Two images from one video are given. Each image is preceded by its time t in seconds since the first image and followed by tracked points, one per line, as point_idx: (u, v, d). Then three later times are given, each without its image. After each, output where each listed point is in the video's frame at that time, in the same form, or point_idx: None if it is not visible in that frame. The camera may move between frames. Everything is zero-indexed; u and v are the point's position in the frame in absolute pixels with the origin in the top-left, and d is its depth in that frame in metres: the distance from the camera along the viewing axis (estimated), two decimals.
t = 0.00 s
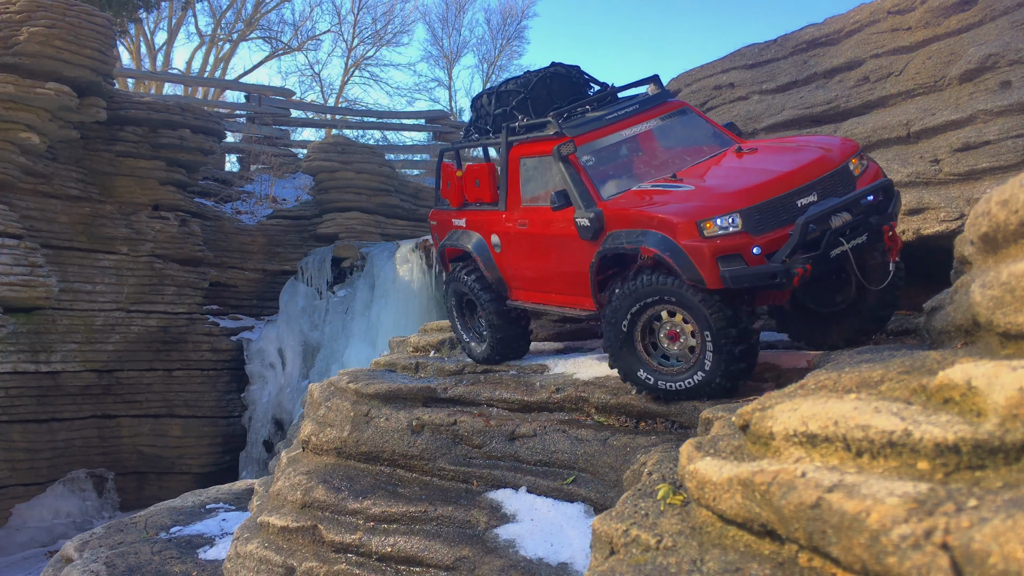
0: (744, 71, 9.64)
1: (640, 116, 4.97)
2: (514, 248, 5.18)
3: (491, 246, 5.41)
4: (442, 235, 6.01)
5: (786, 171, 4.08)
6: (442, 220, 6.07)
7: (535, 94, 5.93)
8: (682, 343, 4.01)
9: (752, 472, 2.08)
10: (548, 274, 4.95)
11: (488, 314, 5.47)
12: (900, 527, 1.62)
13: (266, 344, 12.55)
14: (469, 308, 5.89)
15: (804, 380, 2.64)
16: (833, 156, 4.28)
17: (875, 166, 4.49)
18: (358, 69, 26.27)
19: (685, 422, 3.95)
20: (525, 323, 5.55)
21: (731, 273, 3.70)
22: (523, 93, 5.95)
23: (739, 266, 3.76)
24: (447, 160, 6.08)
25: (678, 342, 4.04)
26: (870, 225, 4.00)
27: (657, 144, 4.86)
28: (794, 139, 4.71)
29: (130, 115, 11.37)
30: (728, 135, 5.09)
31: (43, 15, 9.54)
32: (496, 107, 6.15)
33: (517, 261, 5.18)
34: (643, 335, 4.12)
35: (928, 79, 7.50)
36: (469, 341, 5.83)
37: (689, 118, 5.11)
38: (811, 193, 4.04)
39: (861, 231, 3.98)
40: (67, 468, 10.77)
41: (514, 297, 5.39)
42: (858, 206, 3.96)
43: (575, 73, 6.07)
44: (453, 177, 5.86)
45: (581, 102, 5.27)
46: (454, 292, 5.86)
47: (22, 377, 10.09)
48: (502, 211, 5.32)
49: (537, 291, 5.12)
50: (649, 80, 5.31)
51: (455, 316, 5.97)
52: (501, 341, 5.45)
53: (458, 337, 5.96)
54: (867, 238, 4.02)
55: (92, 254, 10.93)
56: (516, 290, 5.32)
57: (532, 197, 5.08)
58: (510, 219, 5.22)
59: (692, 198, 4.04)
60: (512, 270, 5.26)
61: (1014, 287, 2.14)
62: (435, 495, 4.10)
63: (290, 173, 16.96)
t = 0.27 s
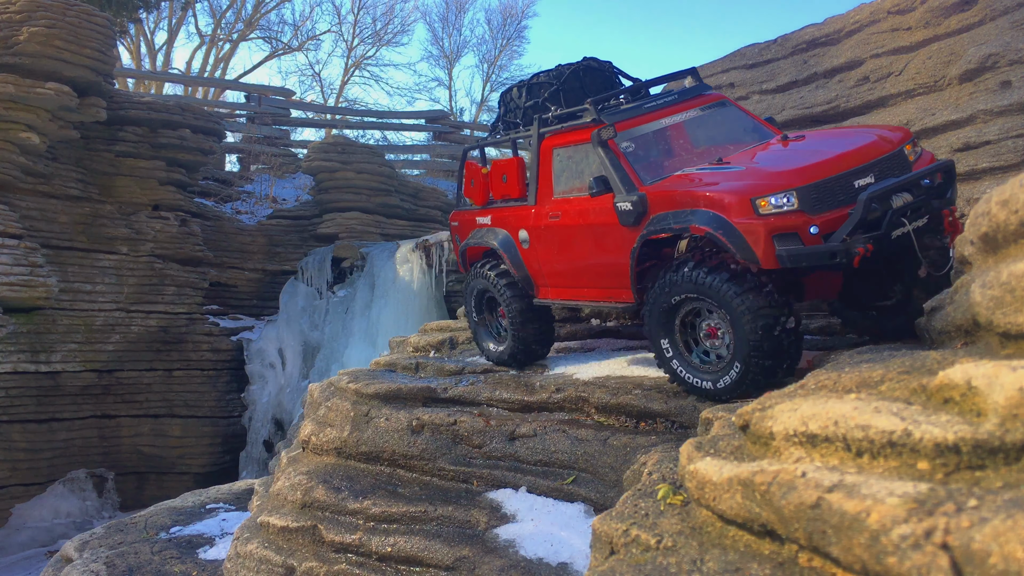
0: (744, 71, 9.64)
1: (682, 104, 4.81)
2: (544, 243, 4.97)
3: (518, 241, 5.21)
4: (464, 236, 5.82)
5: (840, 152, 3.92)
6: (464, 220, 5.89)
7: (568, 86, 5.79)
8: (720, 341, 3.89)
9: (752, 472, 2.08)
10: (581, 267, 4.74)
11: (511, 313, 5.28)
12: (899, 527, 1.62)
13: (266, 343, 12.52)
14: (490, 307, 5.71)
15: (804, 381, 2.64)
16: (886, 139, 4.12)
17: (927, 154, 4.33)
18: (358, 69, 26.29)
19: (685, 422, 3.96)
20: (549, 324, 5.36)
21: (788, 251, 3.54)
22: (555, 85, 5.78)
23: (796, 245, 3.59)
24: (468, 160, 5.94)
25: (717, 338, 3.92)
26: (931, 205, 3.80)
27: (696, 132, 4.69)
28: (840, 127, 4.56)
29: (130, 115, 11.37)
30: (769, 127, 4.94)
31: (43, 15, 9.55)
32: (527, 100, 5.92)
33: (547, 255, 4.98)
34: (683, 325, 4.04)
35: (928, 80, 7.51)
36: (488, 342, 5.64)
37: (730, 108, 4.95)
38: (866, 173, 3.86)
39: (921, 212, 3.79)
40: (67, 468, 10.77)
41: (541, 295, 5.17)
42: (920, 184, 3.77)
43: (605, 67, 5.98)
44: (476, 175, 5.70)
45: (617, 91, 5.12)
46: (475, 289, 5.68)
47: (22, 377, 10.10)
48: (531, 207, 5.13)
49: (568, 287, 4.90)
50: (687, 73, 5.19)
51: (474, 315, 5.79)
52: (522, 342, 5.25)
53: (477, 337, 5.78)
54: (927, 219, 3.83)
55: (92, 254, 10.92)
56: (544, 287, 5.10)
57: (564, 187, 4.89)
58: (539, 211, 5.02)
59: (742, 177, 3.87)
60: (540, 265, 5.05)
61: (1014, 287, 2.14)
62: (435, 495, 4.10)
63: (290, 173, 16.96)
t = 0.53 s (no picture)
0: (744, 71, 9.65)
1: (711, 88, 4.56)
2: (566, 238, 4.69)
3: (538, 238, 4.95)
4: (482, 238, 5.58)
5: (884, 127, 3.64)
6: (481, 222, 5.66)
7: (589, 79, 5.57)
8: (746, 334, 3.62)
9: (752, 472, 2.08)
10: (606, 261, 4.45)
11: (530, 315, 4.95)
12: (899, 527, 1.62)
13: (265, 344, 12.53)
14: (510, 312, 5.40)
15: (804, 381, 2.64)
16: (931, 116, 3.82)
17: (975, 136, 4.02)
18: (359, 69, 26.32)
19: (685, 422, 3.95)
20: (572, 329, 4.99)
21: (829, 227, 3.24)
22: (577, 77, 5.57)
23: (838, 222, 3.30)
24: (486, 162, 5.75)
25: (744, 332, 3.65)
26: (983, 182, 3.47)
27: (726, 116, 4.42)
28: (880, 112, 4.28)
29: (130, 115, 11.38)
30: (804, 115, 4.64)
31: (43, 15, 9.55)
32: (546, 94, 5.79)
33: (568, 250, 4.70)
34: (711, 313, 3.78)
35: (928, 80, 7.52)
36: (508, 350, 5.29)
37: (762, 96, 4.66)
38: (912, 149, 3.57)
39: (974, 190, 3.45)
40: (67, 468, 10.77)
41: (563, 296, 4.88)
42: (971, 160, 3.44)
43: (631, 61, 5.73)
44: (495, 175, 5.50)
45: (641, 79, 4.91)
46: (494, 293, 5.39)
47: (22, 377, 10.10)
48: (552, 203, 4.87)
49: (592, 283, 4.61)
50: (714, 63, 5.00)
51: (494, 322, 5.46)
52: (542, 346, 4.87)
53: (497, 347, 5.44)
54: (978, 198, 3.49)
55: (92, 254, 10.92)
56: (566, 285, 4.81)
57: (587, 178, 4.64)
58: (561, 205, 4.78)
59: (779, 154, 3.60)
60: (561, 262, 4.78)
61: (1014, 286, 2.14)
62: (435, 495, 4.10)
63: (290, 173, 16.97)
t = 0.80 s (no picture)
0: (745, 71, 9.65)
1: (710, 75, 4.50)
2: (571, 239, 4.64)
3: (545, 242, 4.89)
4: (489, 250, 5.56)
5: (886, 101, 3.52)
6: (489, 233, 5.63)
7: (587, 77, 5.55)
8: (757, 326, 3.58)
9: (752, 472, 2.08)
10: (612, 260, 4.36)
11: (541, 321, 4.90)
12: (899, 527, 1.62)
13: (265, 344, 12.54)
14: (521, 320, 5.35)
15: (804, 381, 2.64)
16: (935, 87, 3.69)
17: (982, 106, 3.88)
18: (359, 69, 26.33)
19: (685, 422, 3.95)
20: (584, 333, 4.95)
21: (834, 205, 3.13)
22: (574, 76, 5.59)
23: (843, 198, 3.18)
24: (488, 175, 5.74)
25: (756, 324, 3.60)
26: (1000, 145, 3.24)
27: (726, 103, 4.34)
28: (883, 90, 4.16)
29: (130, 115, 11.38)
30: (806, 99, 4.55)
31: (43, 15, 9.55)
32: (544, 95, 5.82)
33: (574, 251, 4.63)
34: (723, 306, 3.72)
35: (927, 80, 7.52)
36: (521, 358, 5.25)
37: (762, 82, 4.58)
38: (916, 120, 3.44)
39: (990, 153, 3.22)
40: (67, 468, 10.77)
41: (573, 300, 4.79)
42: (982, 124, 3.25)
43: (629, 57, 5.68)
44: (498, 184, 5.48)
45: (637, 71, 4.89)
46: (506, 301, 5.37)
47: (22, 377, 10.10)
48: (556, 206, 4.82)
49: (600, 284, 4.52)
50: (713, 50, 4.95)
51: (506, 330, 5.43)
52: (554, 351, 4.83)
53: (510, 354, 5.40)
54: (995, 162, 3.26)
55: (92, 254, 10.92)
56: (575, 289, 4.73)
57: (589, 177, 4.59)
58: (565, 207, 4.72)
59: (779, 135, 3.50)
60: (569, 264, 4.70)
61: (1013, 287, 2.14)
62: (435, 495, 4.10)
63: (290, 173, 16.97)
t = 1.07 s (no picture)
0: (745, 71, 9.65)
1: (732, 63, 4.33)
2: (590, 234, 4.43)
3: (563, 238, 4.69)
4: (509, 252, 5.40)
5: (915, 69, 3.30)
6: (509, 235, 5.50)
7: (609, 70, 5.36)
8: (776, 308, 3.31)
9: (752, 472, 2.08)
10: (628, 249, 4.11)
11: (558, 324, 4.61)
12: (900, 527, 1.62)
13: (266, 344, 12.55)
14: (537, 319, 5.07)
15: (804, 381, 2.64)
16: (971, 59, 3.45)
17: None
18: (359, 69, 26.35)
19: (685, 422, 3.95)
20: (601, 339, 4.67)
21: (855, 168, 2.90)
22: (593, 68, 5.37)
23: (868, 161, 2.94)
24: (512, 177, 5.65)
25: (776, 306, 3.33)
26: None
27: (747, 88, 4.14)
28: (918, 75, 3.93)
29: (130, 115, 11.38)
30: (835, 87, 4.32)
31: (43, 15, 9.55)
32: (564, 91, 5.60)
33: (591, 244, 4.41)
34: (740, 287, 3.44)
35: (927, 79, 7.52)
36: (536, 359, 4.98)
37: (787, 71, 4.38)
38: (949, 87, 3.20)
39: None
40: (66, 468, 10.76)
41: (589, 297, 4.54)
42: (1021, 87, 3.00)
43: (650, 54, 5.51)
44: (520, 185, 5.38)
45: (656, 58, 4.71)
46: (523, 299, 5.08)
47: (22, 377, 10.10)
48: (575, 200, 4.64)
49: (615, 276, 4.26)
50: (737, 40, 4.77)
51: (522, 328, 5.16)
52: (570, 357, 4.55)
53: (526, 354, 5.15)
54: None
55: (92, 254, 10.92)
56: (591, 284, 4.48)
57: (605, 166, 4.38)
58: (583, 199, 4.53)
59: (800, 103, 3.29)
60: (586, 258, 4.47)
61: (1014, 287, 2.14)
62: (435, 495, 4.10)
63: (290, 173, 16.97)
